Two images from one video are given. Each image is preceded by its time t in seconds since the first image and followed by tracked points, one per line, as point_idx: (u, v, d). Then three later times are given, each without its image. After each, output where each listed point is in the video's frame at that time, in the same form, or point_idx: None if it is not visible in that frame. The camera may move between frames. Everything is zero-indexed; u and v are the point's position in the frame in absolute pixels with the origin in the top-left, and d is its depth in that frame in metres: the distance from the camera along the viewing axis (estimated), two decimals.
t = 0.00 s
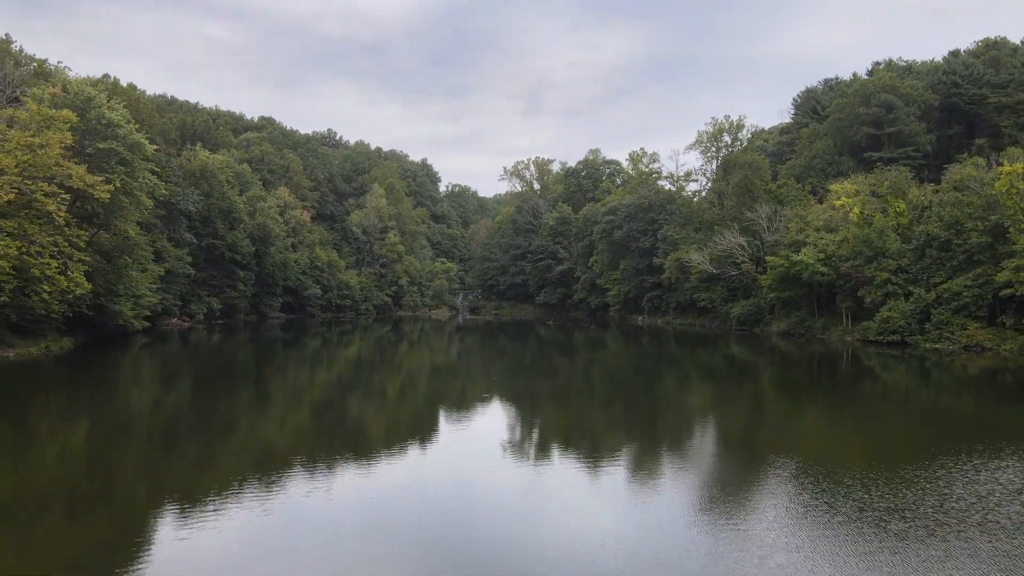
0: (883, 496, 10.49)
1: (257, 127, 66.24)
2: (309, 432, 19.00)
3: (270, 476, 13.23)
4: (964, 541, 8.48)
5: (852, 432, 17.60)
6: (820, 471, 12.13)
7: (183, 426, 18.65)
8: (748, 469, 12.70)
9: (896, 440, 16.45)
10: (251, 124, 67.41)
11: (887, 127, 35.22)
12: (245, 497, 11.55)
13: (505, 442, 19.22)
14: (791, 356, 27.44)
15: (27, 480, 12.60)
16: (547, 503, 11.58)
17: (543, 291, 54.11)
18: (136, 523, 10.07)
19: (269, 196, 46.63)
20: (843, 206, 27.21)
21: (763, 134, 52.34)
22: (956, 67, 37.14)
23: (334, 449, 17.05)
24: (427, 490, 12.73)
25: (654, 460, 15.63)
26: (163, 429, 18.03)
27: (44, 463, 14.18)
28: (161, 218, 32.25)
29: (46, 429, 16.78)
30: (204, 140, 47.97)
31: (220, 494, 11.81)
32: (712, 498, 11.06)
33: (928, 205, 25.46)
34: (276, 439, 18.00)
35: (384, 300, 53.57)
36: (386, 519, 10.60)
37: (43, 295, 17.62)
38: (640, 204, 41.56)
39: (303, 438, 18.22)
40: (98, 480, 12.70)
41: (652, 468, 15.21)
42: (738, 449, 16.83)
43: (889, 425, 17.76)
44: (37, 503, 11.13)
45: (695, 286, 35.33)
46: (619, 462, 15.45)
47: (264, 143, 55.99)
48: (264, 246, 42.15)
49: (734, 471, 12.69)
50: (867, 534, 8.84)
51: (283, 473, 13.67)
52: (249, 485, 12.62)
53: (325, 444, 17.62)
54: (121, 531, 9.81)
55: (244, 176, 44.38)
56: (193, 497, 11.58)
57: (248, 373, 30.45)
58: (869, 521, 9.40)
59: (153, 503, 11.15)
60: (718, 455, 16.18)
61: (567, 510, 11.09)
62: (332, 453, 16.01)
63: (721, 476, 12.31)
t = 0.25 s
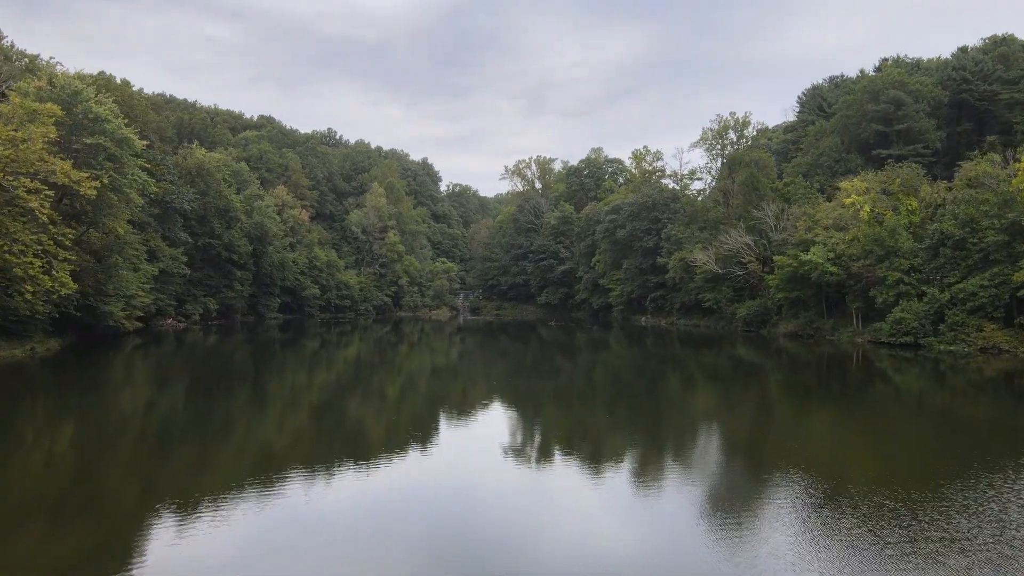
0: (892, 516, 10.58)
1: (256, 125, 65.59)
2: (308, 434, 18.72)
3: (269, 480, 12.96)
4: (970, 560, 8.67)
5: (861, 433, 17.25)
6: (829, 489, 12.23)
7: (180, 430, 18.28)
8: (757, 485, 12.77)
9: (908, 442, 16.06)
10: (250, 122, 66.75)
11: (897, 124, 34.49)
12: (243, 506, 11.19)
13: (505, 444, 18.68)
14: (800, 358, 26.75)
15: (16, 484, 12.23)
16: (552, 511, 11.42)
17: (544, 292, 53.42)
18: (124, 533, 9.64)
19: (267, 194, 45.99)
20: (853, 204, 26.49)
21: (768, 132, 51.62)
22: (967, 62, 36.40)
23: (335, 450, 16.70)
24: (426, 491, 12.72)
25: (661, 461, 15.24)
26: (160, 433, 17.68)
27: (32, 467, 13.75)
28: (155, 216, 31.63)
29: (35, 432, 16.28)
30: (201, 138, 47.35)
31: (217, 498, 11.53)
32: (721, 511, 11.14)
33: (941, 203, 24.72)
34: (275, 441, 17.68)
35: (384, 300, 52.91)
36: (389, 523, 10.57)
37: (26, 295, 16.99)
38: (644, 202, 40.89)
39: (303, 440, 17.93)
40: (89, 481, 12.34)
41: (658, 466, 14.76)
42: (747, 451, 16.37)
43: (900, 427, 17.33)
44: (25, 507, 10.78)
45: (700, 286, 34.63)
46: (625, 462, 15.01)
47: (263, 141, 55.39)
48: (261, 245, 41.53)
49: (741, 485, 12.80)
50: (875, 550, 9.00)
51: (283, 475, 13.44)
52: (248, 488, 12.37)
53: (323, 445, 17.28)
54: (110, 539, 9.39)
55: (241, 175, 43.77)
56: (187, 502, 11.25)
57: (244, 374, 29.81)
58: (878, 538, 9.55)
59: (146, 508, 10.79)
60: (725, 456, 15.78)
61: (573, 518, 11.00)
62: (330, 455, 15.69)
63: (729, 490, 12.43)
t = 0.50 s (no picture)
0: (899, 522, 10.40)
1: (254, 123, 64.85)
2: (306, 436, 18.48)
3: (265, 488, 12.77)
4: (964, 562, 8.76)
5: (868, 433, 16.93)
6: (827, 492, 12.28)
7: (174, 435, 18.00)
8: (761, 490, 12.64)
9: (916, 442, 15.75)
10: (248, 120, 66.00)
11: (908, 120, 33.66)
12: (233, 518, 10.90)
13: (506, 445, 18.22)
14: (810, 360, 25.96)
15: (12, 490, 12.22)
16: (552, 519, 11.25)
17: (546, 292, 52.63)
18: (111, 550, 9.36)
19: (264, 193, 45.27)
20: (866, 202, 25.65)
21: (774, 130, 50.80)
22: (980, 57, 35.53)
23: (332, 452, 16.40)
24: (423, 491, 12.96)
25: (664, 464, 14.97)
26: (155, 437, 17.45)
27: (22, 471, 13.56)
28: (148, 215, 30.91)
29: (23, 441, 15.94)
30: (198, 136, 46.63)
31: (209, 509, 11.28)
32: (724, 519, 11.01)
33: (957, 200, 23.90)
34: (271, 443, 17.41)
35: (383, 300, 52.16)
36: (388, 524, 10.88)
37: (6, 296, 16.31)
38: (648, 201, 40.10)
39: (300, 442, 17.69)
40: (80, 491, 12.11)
41: (661, 470, 14.46)
42: (752, 452, 16.00)
43: (908, 428, 16.98)
44: (21, 515, 10.75)
45: (706, 285, 33.83)
46: (626, 466, 14.74)
47: (261, 140, 54.65)
48: (258, 245, 40.80)
49: (744, 490, 12.68)
50: (872, 554, 9.07)
51: (279, 481, 13.24)
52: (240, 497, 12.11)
53: (320, 447, 17.00)
54: (95, 557, 9.12)
55: (238, 173, 43.07)
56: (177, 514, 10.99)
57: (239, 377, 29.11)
58: (881, 544, 9.46)
59: (135, 522, 10.55)
60: (731, 459, 15.43)
61: (573, 526, 10.88)
62: (327, 459, 15.45)
63: (732, 496, 12.30)
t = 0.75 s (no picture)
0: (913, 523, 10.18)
1: (253, 122, 64.21)
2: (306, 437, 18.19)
3: (265, 486, 12.48)
4: (980, 562, 8.55)
5: (876, 433, 16.66)
6: (838, 492, 12.02)
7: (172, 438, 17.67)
8: (769, 490, 12.38)
9: (924, 442, 15.51)
10: (247, 119, 65.36)
11: (918, 117, 32.94)
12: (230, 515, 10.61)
13: (507, 447, 17.85)
14: (821, 363, 25.24)
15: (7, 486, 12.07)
16: (557, 518, 10.96)
17: (548, 292, 51.95)
18: (103, 549, 9.05)
19: (262, 192, 44.63)
20: (877, 199, 24.93)
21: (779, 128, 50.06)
22: (991, 52, 34.83)
23: (333, 451, 16.11)
24: (424, 491, 12.60)
25: (669, 465, 14.66)
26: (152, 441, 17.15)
27: (15, 468, 13.38)
28: (142, 213, 30.28)
29: (16, 442, 15.65)
30: (195, 134, 46.02)
31: (205, 506, 11.10)
32: (733, 519, 10.74)
33: (972, 197, 23.18)
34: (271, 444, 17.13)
35: (383, 301, 51.50)
36: (388, 524, 10.54)
37: None
38: (652, 200, 39.40)
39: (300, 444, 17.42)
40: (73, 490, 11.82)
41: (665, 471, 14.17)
42: (759, 453, 15.67)
43: (917, 428, 16.71)
44: (14, 511, 10.60)
45: (712, 286, 33.10)
46: (630, 466, 14.45)
47: (260, 138, 54.04)
48: (255, 244, 40.13)
49: (753, 489, 12.42)
50: (886, 554, 8.85)
51: (279, 480, 12.97)
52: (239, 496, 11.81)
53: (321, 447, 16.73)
54: (86, 556, 8.80)
55: (235, 171, 42.43)
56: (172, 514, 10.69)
57: (236, 379, 28.48)
58: (892, 543, 9.27)
59: (130, 519, 10.34)
60: (737, 459, 15.10)
61: (578, 525, 10.62)
62: (328, 457, 15.17)
63: (740, 496, 12.03)
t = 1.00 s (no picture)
0: (916, 534, 10.10)
1: (252, 120, 63.41)
2: (306, 442, 18.08)
3: (263, 491, 12.31)
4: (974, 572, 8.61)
5: (880, 436, 16.54)
6: (835, 496, 12.08)
7: (170, 445, 17.48)
8: (772, 496, 12.28)
9: (928, 445, 15.42)
10: (246, 117, 64.56)
11: (931, 112, 32.10)
12: (224, 526, 10.40)
13: (510, 449, 17.59)
14: (832, 365, 24.48)
15: (8, 488, 12.16)
16: (559, 525, 10.80)
17: (550, 292, 51.17)
18: (92, 561, 8.84)
19: (260, 190, 43.91)
20: (891, 196, 24.14)
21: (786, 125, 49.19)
22: (1005, 46, 33.97)
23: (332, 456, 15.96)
24: (425, 492, 12.68)
25: (673, 468, 14.52)
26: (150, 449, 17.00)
27: (13, 471, 13.40)
28: (135, 212, 29.58)
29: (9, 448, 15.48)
30: (192, 132, 45.34)
31: (202, 512, 11.13)
32: (736, 528, 10.62)
33: (991, 194, 22.39)
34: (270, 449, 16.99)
35: (383, 301, 50.77)
36: (388, 525, 10.69)
37: None
38: (657, 198, 38.63)
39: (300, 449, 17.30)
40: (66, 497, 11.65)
41: (668, 475, 14.02)
42: (764, 456, 15.49)
43: (922, 430, 16.54)
44: (14, 514, 10.69)
45: (719, 286, 32.33)
46: (632, 469, 14.32)
47: (258, 136, 53.35)
48: (253, 243, 39.42)
49: (755, 495, 12.32)
50: (882, 564, 8.91)
51: (277, 485, 12.82)
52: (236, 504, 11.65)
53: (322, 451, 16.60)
54: (74, 570, 8.59)
55: (232, 169, 41.73)
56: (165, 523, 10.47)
57: (231, 381, 27.78)
58: (888, 553, 9.33)
59: (127, 524, 10.39)
60: (741, 463, 14.92)
61: (580, 533, 10.45)
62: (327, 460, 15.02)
63: (742, 502, 11.94)
